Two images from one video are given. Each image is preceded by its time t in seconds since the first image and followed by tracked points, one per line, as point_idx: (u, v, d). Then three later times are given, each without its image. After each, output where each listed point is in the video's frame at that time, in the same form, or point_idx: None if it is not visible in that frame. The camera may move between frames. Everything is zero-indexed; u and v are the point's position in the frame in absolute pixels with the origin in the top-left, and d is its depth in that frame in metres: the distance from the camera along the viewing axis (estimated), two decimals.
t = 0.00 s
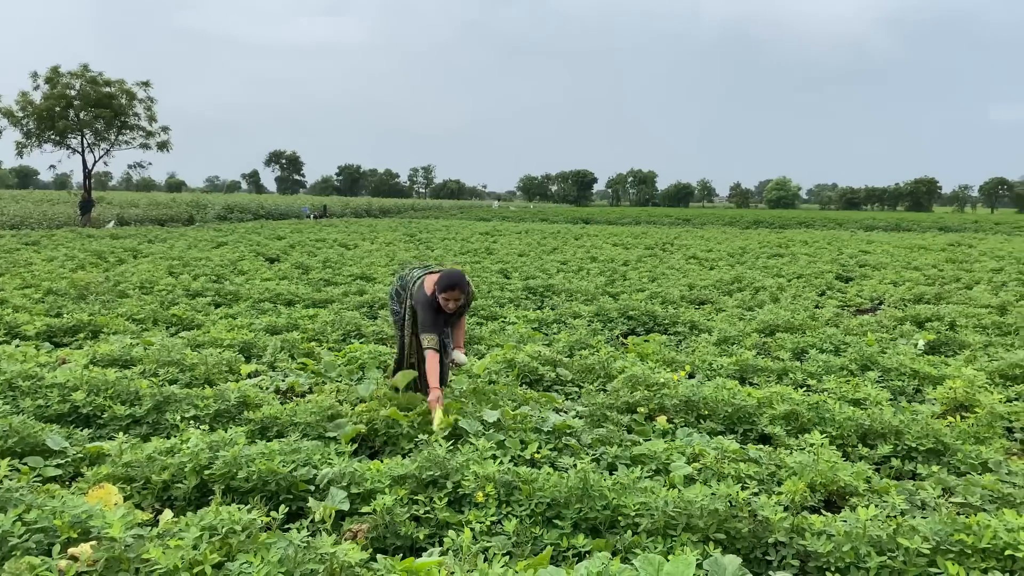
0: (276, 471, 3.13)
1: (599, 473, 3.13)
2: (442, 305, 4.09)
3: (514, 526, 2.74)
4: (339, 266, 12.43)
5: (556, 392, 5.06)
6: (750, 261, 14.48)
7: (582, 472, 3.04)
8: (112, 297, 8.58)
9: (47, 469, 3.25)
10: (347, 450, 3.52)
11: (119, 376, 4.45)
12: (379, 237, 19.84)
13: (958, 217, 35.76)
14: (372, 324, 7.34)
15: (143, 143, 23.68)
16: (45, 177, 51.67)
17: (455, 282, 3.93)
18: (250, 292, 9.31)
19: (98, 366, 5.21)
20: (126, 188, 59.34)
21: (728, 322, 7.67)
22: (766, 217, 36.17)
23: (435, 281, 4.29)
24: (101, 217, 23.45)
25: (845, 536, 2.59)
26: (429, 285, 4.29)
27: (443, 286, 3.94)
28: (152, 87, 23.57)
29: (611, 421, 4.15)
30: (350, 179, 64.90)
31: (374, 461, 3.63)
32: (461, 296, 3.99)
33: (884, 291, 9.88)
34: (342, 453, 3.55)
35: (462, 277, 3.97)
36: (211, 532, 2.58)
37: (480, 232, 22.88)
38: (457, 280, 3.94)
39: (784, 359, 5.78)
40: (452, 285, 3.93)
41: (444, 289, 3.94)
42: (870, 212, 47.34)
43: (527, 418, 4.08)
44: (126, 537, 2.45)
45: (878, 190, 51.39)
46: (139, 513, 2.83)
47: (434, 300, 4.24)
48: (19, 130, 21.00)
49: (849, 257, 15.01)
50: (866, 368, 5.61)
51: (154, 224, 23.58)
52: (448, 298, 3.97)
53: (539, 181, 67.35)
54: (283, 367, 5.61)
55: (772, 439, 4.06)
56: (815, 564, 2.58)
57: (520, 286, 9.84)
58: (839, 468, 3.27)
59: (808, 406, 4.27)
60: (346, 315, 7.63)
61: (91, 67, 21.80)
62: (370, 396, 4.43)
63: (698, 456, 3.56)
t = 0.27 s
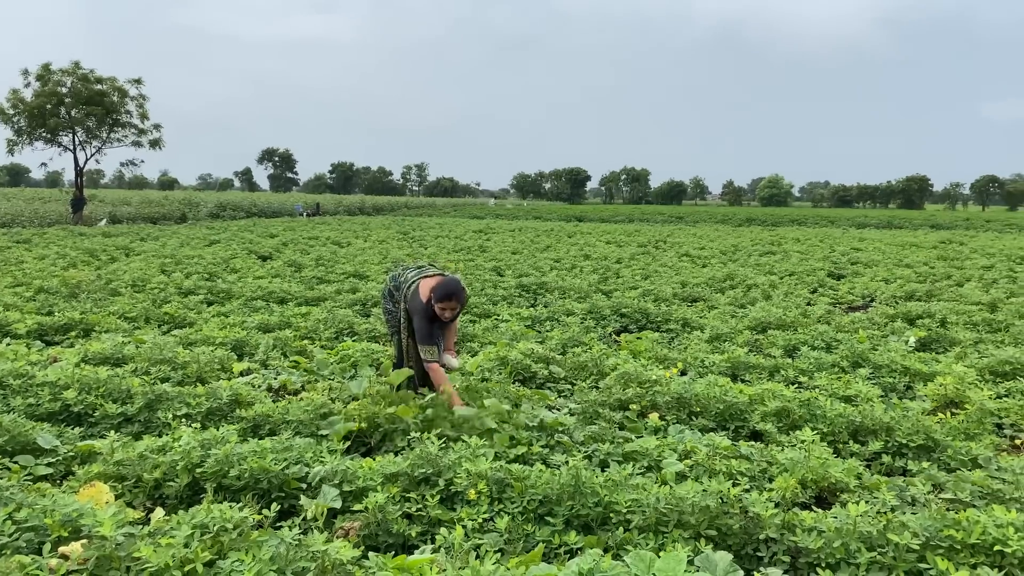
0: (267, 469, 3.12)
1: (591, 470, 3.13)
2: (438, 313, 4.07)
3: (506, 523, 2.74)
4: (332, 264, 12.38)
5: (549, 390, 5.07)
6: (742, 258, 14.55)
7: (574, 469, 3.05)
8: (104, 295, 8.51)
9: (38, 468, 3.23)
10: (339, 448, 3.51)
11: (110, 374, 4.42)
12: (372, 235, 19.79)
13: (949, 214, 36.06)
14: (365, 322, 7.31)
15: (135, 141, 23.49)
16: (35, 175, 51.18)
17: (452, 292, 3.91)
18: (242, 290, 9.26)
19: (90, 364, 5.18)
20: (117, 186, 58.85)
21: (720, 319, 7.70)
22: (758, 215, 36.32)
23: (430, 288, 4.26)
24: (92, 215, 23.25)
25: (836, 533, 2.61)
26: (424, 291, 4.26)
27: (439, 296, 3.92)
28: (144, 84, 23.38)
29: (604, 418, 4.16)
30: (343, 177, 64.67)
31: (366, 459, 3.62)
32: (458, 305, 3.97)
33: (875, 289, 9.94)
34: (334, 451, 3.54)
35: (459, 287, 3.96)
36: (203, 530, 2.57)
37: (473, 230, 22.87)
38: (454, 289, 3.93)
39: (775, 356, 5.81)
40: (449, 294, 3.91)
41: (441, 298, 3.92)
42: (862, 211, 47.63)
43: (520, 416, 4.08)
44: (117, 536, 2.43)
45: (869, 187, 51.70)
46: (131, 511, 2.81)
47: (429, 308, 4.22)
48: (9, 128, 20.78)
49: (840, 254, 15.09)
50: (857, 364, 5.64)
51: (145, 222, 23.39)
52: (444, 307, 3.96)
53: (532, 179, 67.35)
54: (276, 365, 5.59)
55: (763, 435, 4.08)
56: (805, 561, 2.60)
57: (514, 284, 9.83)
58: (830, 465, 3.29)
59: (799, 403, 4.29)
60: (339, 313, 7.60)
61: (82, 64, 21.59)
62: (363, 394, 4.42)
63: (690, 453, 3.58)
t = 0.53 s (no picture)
0: (260, 468, 3.11)
1: (584, 468, 3.13)
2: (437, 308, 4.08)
3: (498, 522, 2.74)
4: (327, 263, 12.35)
5: (543, 388, 5.07)
6: (738, 257, 14.57)
7: (566, 467, 3.05)
8: (98, 294, 8.47)
9: (30, 467, 3.21)
10: (332, 446, 3.50)
11: (103, 373, 4.40)
12: (368, 233, 19.75)
13: (944, 214, 36.26)
14: (359, 321, 7.29)
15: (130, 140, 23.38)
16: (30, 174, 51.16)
17: (451, 287, 3.92)
18: (237, 289, 9.22)
19: (83, 364, 5.15)
20: (113, 185, 58.59)
21: (715, 317, 7.72)
22: (755, 213, 36.40)
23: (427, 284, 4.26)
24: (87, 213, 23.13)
25: (827, 530, 2.61)
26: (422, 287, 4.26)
27: (439, 291, 3.92)
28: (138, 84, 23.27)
29: (597, 416, 4.16)
30: (339, 176, 64.56)
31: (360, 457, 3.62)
32: (456, 301, 3.98)
33: (870, 287, 9.97)
34: (327, 449, 3.53)
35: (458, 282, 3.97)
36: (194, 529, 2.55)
37: (469, 228, 22.85)
38: (453, 284, 3.94)
39: (769, 354, 5.83)
40: (448, 289, 3.92)
41: (440, 293, 3.93)
42: (858, 210, 47.82)
43: (514, 413, 4.08)
44: (108, 535, 2.42)
45: (866, 185, 51.87)
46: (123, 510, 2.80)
47: (428, 304, 4.21)
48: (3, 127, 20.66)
49: (836, 252, 15.13)
50: (851, 362, 5.66)
51: (140, 222, 23.29)
52: (443, 302, 3.97)
53: (528, 178, 67.37)
54: (270, 364, 5.57)
55: (757, 433, 4.09)
56: (798, 558, 2.60)
57: (509, 282, 9.83)
58: (823, 462, 3.29)
59: (792, 400, 4.30)
60: (333, 312, 7.58)
61: (77, 64, 21.48)
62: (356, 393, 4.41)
63: (683, 450, 3.59)
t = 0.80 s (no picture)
0: (254, 469, 3.10)
1: (578, 468, 3.13)
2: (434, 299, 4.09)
3: (492, 522, 2.73)
4: (324, 264, 12.33)
5: (540, 388, 5.06)
6: (736, 256, 14.61)
7: (560, 467, 3.04)
8: (95, 295, 8.44)
9: (24, 468, 3.19)
10: (327, 447, 3.49)
11: (99, 374, 4.38)
12: (365, 234, 19.73)
13: (942, 215, 36.45)
14: (356, 321, 7.28)
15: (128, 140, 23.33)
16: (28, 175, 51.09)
17: (449, 277, 3.94)
18: (234, 290, 9.21)
19: (79, 365, 5.13)
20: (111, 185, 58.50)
21: (712, 317, 7.73)
22: (753, 213, 36.48)
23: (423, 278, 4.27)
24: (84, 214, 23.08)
25: (821, 530, 2.62)
26: (418, 281, 4.27)
27: (437, 281, 3.93)
28: (136, 84, 23.22)
29: (593, 416, 4.17)
30: (338, 176, 64.57)
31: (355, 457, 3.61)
32: (454, 291, 4.00)
33: (868, 287, 10.00)
34: (322, 450, 3.52)
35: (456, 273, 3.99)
36: (187, 530, 2.54)
37: (467, 228, 22.84)
38: (452, 274, 3.95)
39: (766, 354, 5.84)
40: (446, 279, 3.93)
41: (438, 282, 3.94)
42: (856, 210, 47.96)
43: (509, 413, 4.08)
44: (100, 536, 2.40)
45: (864, 185, 52.08)
46: (116, 512, 2.79)
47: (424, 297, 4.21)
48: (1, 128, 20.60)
49: (834, 252, 15.17)
50: (848, 362, 5.68)
51: (138, 222, 23.25)
52: (441, 292, 3.97)
53: (527, 179, 67.41)
54: (266, 365, 5.56)
55: (753, 433, 4.10)
56: (791, 557, 2.60)
57: (506, 282, 9.83)
58: (817, 462, 3.29)
59: (788, 400, 4.30)
60: (330, 313, 7.56)
61: (74, 64, 21.44)
62: (351, 393, 4.41)
63: (678, 450, 3.59)
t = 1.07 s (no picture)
0: (250, 471, 3.09)
1: (574, 470, 3.13)
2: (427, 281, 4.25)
3: (488, 524, 2.73)
4: (324, 265, 12.33)
5: (538, 389, 5.06)
6: (736, 257, 14.61)
7: (556, 469, 3.04)
8: (93, 297, 8.44)
9: (21, 472, 3.18)
10: (324, 449, 3.49)
11: (96, 377, 4.38)
12: (366, 235, 19.74)
13: (943, 215, 36.56)
14: (355, 323, 7.27)
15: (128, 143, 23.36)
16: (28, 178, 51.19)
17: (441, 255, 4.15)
18: (233, 292, 9.20)
19: (77, 368, 5.13)
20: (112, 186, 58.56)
21: (711, 318, 7.73)
22: (753, 214, 36.50)
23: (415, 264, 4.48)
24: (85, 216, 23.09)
25: (817, 532, 2.61)
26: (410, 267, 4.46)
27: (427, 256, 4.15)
28: (136, 87, 23.26)
29: (590, 418, 4.16)
30: (339, 178, 64.66)
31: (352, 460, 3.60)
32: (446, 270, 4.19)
33: (867, 287, 10.01)
34: (319, 452, 3.51)
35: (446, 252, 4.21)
36: (182, 533, 2.53)
37: (467, 230, 22.86)
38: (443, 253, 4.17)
39: (765, 355, 5.84)
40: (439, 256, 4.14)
41: (431, 260, 4.15)
42: (857, 209, 47.98)
43: (507, 415, 4.07)
44: (95, 539, 2.39)
45: (865, 184, 52.22)
46: (112, 515, 2.77)
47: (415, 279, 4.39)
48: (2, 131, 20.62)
49: (834, 253, 15.18)
50: (846, 363, 5.68)
51: (139, 224, 23.26)
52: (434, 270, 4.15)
53: (528, 179, 67.43)
54: (264, 367, 5.55)
55: (750, 435, 4.09)
56: (787, 559, 2.59)
57: (505, 284, 9.83)
58: (815, 463, 3.28)
59: (785, 402, 4.30)
60: (329, 314, 7.56)
61: (75, 67, 21.49)
62: (349, 394, 4.41)
63: (676, 452, 3.58)
